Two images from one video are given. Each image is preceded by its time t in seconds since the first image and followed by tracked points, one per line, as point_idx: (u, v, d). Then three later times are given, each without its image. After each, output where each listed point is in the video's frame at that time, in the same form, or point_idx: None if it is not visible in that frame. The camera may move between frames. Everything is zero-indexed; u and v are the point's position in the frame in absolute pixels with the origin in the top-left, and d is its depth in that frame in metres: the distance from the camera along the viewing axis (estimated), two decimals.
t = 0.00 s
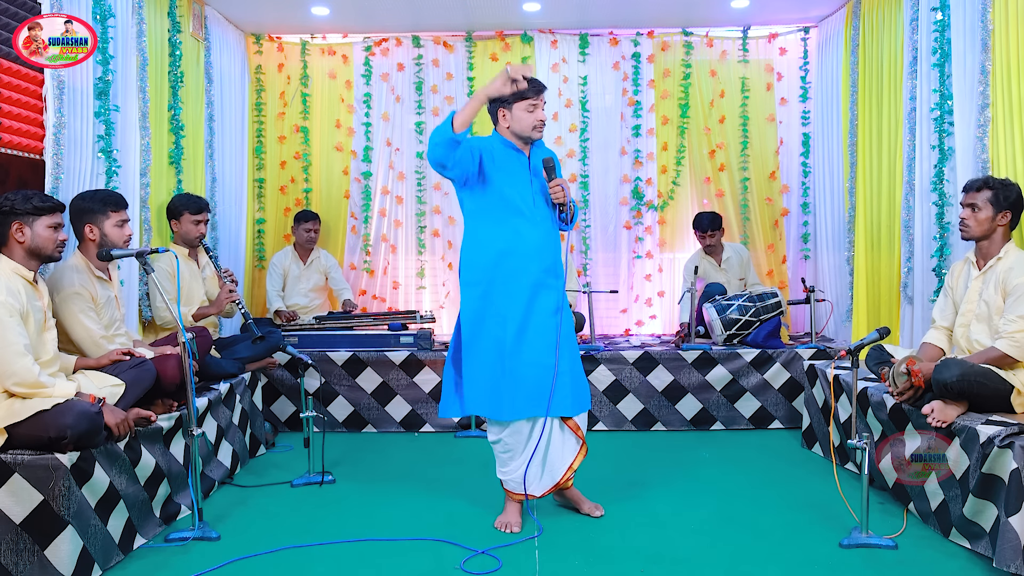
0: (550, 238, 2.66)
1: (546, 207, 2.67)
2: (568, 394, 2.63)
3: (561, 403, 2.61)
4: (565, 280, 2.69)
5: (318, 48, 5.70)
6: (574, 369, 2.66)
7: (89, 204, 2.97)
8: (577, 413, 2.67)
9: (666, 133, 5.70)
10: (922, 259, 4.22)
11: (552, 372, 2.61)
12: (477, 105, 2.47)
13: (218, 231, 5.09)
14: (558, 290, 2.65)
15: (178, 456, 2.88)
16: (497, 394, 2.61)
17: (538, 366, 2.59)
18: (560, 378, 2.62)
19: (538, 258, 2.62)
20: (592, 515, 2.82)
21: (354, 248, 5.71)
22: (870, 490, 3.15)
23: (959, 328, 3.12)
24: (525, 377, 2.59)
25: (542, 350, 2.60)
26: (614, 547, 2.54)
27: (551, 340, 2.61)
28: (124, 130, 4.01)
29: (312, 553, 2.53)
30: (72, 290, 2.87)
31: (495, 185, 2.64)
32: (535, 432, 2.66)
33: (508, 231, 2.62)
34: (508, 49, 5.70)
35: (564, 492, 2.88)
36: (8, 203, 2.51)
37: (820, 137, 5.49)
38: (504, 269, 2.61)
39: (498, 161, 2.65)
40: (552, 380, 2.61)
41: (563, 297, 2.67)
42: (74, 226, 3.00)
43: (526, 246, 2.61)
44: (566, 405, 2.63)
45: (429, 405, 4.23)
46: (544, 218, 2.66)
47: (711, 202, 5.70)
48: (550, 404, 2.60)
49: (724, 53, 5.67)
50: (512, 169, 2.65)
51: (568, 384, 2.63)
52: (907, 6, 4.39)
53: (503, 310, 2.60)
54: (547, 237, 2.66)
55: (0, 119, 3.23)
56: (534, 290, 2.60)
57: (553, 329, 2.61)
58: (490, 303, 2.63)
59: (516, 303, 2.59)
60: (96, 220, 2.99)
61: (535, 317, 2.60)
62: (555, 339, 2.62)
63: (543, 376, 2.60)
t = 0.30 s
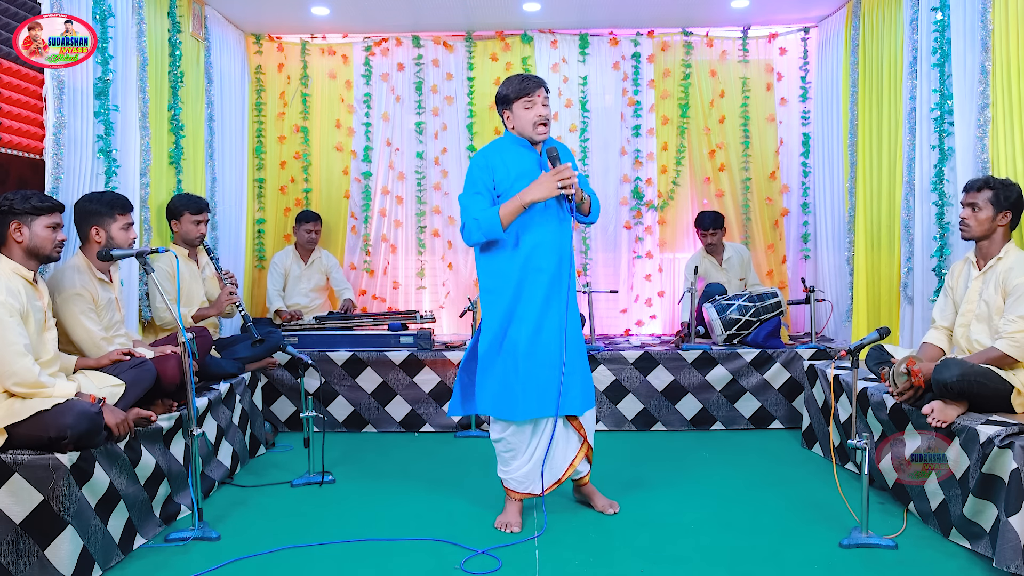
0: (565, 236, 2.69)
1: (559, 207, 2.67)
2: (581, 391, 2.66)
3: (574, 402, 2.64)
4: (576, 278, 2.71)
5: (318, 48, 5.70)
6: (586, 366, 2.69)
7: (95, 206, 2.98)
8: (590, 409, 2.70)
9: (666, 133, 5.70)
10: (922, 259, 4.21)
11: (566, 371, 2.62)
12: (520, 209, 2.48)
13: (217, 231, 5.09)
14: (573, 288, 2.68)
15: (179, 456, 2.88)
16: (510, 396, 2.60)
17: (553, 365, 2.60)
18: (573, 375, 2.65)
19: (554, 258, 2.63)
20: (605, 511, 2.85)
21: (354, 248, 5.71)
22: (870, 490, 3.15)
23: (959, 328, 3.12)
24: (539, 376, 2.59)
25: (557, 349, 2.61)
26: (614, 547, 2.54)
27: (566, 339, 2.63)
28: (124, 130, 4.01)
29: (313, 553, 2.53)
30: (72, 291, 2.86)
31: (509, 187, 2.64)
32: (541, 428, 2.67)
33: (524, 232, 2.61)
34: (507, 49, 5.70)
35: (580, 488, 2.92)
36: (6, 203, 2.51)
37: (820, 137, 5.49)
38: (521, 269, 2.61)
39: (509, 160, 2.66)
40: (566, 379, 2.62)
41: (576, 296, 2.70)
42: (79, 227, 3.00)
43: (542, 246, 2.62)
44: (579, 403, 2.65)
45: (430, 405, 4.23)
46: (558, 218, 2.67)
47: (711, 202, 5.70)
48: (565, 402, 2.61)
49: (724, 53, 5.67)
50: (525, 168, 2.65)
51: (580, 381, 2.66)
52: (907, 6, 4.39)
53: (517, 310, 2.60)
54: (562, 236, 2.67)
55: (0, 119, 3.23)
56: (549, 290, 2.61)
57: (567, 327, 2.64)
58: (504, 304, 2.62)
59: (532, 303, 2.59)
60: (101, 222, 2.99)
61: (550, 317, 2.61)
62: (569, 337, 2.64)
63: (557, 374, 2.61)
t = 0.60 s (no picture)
0: (584, 232, 2.67)
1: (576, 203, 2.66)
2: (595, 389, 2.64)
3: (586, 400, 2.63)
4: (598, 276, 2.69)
5: (318, 48, 5.70)
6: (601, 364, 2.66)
7: (95, 207, 2.97)
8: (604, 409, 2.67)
9: (666, 133, 5.69)
10: (922, 259, 4.21)
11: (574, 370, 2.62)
12: (531, 200, 2.55)
13: (218, 231, 5.09)
14: (589, 286, 2.64)
15: (179, 456, 2.88)
16: (526, 393, 2.62)
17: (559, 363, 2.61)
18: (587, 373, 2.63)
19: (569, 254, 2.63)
20: (605, 512, 2.85)
21: (354, 248, 5.71)
22: (870, 490, 3.15)
23: (959, 328, 3.12)
24: (550, 373, 2.60)
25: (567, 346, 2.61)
26: (614, 547, 2.54)
27: (581, 339, 2.62)
28: (124, 130, 4.01)
29: (313, 553, 2.53)
30: (73, 292, 2.86)
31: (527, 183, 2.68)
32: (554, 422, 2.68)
33: (537, 228, 2.63)
34: (507, 49, 5.69)
35: (580, 489, 2.91)
36: (6, 203, 2.51)
37: (820, 137, 5.49)
38: (534, 263, 2.63)
39: (528, 159, 2.69)
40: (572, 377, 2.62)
41: (595, 294, 2.66)
42: (79, 228, 3.00)
43: (554, 243, 2.63)
44: (586, 403, 2.63)
45: (430, 405, 4.23)
46: (575, 214, 2.66)
47: (711, 202, 5.70)
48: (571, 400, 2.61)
49: (724, 53, 5.67)
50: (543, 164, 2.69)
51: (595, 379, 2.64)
52: (907, 6, 4.39)
53: (528, 306, 2.62)
54: (581, 231, 2.66)
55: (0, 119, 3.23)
56: (566, 287, 2.61)
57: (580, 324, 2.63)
58: (522, 299, 2.64)
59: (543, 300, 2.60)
60: (101, 223, 2.98)
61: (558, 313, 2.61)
62: (581, 335, 2.62)
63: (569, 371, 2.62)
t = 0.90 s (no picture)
0: (600, 231, 2.64)
1: (591, 203, 2.65)
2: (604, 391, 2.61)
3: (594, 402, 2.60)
4: (613, 277, 2.65)
5: (318, 48, 5.70)
6: (611, 366, 2.62)
7: (91, 208, 2.97)
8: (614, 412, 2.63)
9: (666, 133, 5.70)
10: (922, 259, 4.22)
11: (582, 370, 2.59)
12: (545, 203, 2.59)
13: (218, 230, 5.09)
14: (602, 286, 2.61)
15: (179, 456, 2.88)
16: (538, 391, 2.64)
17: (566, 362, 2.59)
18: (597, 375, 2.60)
19: (582, 253, 2.62)
20: (605, 512, 2.85)
21: (354, 248, 5.71)
22: (870, 490, 3.15)
23: (959, 327, 3.12)
24: (561, 371, 2.60)
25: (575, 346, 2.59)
26: (614, 547, 2.54)
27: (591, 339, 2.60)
28: (124, 130, 4.01)
29: (313, 553, 2.53)
30: (72, 292, 2.87)
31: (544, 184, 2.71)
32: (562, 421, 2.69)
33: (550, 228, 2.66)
34: (508, 49, 5.69)
35: (580, 489, 2.91)
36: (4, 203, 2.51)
37: (820, 137, 5.49)
38: (547, 262, 2.65)
39: (548, 159, 2.73)
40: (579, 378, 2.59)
41: (609, 295, 2.63)
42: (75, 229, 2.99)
43: (565, 242, 2.63)
44: (593, 403, 2.60)
45: (430, 405, 4.23)
46: (588, 213, 2.64)
47: (711, 202, 5.70)
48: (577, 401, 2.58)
49: (724, 53, 5.67)
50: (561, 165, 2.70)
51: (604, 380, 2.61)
52: (907, 6, 4.39)
53: (542, 304, 2.65)
54: (595, 230, 2.64)
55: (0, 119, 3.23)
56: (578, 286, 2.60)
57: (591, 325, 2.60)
58: (536, 297, 2.68)
59: (552, 298, 2.61)
60: (98, 224, 2.98)
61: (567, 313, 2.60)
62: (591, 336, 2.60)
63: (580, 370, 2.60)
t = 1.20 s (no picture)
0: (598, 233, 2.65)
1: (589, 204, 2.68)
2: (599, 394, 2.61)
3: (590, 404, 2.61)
4: (611, 279, 2.66)
5: (318, 48, 5.70)
6: (604, 367, 2.62)
7: (87, 208, 2.93)
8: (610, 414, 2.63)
9: (666, 133, 5.70)
10: (922, 259, 4.22)
11: (577, 370, 2.61)
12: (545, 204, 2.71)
13: (218, 231, 5.09)
14: (597, 288, 2.63)
15: (179, 456, 2.88)
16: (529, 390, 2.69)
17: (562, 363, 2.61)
18: (592, 376, 2.61)
19: (577, 255, 2.65)
20: (605, 512, 2.85)
21: (354, 248, 5.72)
22: (870, 490, 3.15)
23: (959, 327, 3.12)
24: (551, 371, 2.62)
25: (570, 347, 2.62)
26: (615, 547, 2.54)
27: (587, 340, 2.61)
28: (124, 130, 4.01)
29: (313, 553, 2.53)
30: (72, 293, 2.87)
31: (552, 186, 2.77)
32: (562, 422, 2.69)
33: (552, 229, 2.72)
34: (508, 49, 5.70)
35: (580, 489, 2.91)
36: (18, 203, 2.52)
37: (820, 137, 5.49)
38: (544, 264, 2.72)
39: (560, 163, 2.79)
40: (574, 378, 2.60)
41: (606, 297, 2.64)
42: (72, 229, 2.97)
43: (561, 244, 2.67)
44: (582, 403, 2.61)
45: (430, 405, 4.23)
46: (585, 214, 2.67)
47: (711, 202, 5.70)
48: (572, 403, 2.60)
49: (724, 53, 5.67)
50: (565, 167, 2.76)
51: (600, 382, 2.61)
52: (907, 6, 4.38)
53: (538, 305, 2.71)
54: (591, 231, 2.65)
55: (0, 119, 3.23)
56: (571, 287, 2.64)
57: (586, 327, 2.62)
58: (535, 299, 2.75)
59: (546, 299, 2.67)
60: (95, 224, 2.95)
61: (563, 312, 2.63)
62: (587, 338, 2.62)
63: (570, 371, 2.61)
